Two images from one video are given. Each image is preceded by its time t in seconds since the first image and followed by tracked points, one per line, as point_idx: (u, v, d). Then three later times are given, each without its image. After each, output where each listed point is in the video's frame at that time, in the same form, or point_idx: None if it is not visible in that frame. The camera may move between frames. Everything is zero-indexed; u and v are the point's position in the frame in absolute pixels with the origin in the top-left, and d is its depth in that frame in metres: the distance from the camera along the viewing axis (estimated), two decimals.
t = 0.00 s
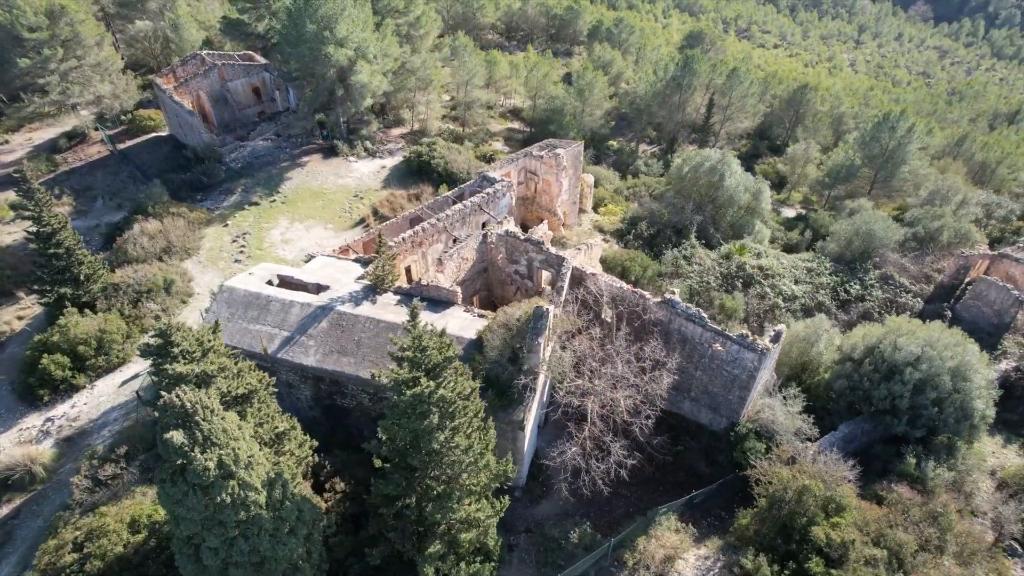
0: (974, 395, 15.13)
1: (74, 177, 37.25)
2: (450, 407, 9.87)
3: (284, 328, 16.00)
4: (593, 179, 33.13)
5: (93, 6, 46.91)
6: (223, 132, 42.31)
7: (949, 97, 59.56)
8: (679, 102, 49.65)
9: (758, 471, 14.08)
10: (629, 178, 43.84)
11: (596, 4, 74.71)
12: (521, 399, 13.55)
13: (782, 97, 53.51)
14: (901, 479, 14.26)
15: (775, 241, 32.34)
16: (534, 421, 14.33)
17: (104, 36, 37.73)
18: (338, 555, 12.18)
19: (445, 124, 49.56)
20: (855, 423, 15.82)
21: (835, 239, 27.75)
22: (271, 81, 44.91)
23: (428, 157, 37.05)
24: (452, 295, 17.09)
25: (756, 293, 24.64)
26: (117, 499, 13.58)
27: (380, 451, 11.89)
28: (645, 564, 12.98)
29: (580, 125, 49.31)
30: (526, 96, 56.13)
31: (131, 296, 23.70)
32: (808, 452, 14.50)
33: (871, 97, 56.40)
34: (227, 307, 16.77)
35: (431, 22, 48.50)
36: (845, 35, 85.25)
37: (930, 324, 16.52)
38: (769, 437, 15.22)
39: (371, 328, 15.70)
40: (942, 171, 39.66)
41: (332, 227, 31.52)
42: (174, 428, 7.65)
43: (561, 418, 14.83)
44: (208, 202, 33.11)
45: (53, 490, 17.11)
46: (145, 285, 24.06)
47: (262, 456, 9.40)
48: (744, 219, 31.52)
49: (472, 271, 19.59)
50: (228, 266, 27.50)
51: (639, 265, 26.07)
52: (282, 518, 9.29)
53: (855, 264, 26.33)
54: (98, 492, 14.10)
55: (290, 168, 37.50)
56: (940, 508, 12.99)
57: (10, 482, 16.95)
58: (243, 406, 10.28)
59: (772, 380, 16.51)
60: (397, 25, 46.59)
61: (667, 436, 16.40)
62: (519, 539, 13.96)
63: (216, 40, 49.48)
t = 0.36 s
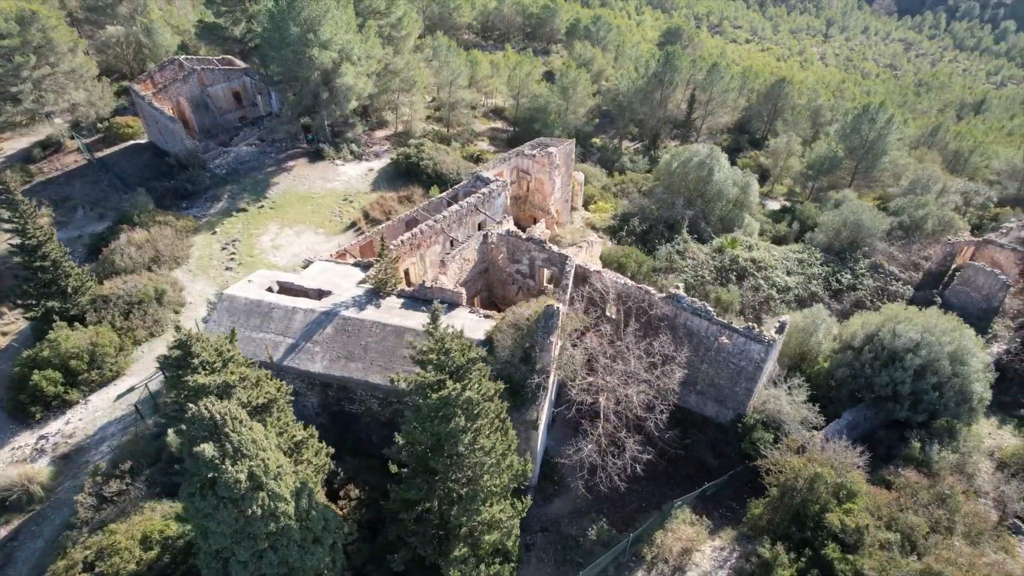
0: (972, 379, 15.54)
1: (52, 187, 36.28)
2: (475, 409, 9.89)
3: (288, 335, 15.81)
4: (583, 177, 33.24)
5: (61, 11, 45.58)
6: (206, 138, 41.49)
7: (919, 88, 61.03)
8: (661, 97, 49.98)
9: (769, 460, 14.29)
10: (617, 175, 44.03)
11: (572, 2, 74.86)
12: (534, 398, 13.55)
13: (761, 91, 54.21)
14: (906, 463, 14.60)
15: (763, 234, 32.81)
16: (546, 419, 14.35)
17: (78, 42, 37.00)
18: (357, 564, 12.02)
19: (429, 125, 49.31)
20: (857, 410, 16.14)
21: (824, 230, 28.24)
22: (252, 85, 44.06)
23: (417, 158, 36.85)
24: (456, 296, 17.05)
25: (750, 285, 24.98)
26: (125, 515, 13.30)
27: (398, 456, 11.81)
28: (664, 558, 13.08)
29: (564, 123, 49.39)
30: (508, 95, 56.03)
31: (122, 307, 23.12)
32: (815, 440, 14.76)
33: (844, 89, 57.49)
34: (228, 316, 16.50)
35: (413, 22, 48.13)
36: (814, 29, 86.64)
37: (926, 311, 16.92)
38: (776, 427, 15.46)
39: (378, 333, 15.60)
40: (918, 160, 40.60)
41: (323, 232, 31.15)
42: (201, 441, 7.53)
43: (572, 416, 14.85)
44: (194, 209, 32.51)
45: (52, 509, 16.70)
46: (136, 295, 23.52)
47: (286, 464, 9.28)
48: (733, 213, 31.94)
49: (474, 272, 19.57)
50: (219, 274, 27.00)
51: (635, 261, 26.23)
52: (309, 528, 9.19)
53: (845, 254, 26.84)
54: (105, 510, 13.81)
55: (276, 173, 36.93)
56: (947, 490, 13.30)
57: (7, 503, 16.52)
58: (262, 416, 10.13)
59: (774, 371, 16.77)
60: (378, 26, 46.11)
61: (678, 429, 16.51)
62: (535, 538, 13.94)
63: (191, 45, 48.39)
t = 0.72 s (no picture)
0: (969, 362, 15.95)
1: (28, 198, 35.25)
2: (500, 410, 9.89)
3: (294, 343, 15.59)
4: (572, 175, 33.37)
5: (28, 17, 44.17)
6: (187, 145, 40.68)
7: (888, 80, 62.47)
8: (643, 94, 50.26)
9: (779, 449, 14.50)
10: (604, 172, 44.19)
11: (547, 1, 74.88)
12: (547, 397, 13.58)
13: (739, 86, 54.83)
14: (911, 448, 14.95)
15: (751, 227, 33.24)
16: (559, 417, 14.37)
17: (50, 49, 36.08)
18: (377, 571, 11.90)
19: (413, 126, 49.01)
20: (860, 396, 16.47)
21: (812, 222, 28.72)
22: (232, 90, 43.26)
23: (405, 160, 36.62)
24: (460, 297, 16.99)
25: (743, 278, 25.30)
26: (135, 533, 13.01)
27: (416, 460, 11.74)
28: (682, 551, 13.20)
29: (548, 122, 49.42)
30: (490, 95, 55.87)
31: (112, 319, 22.55)
32: (822, 428, 15.03)
33: (818, 82, 58.52)
34: (230, 325, 16.21)
35: (394, 23, 47.75)
36: (783, 24, 87.95)
37: (922, 298, 17.32)
38: (783, 417, 15.68)
39: (385, 337, 15.49)
40: (896, 150, 41.51)
41: (314, 236, 30.80)
42: (234, 453, 7.42)
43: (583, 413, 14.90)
44: (180, 217, 31.90)
45: (53, 529, 16.29)
46: (126, 307, 22.99)
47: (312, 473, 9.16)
48: (723, 206, 32.29)
49: (475, 272, 19.52)
50: (211, 283, 26.53)
51: (630, 257, 26.41)
52: (338, 536, 9.09)
53: (835, 245, 27.33)
54: (114, 528, 13.50)
55: (263, 178, 36.37)
56: (952, 472, 13.65)
57: (6, 525, 16.10)
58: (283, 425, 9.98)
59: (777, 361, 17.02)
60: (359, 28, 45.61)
61: (688, 422, 16.63)
62: (552, 536, 13.96)
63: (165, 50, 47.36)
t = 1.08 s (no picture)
0: (965, 346, 16.38)
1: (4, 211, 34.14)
2: (524, 410, 9.91)
3: (300, 350, 15.40)
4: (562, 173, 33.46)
5: None
6: (168, 152, 39.86)
7: (858, 73, 63.88)
8: (625, 91, 50.53)
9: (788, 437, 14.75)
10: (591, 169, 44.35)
11: None
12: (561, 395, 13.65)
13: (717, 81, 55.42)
14: (914, 432, 15.29)
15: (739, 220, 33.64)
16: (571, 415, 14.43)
17: (22, 56, 35.05)
18: None
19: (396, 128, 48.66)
20: (861, 384, 16.81)
21: (800, 213, 29.19)
22: (212, 96, 42.53)
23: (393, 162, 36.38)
24: (465, 299, 16.96)
25: (737, 271, 25.60)
26: (147, 549, 12.73)
27: (435, 463, 11.67)
28: (698, 543, 13.33)
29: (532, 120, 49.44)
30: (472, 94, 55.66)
31: (103, 333, 21.99)
32: (828, 416, 15.30)
33: (792, 76, 59.49)
34: (233, 334, 15.94)
35: (375, 24, 47.37)
36: (753, 19, 89.09)
37: (917, 285, 17.72)
38: (789, 407, 15.93)
39: (393, 341, 15.39)
40: (873, 140, 42.40)
41: (305, 242, 30.44)
42: (268, 463, 7.37)
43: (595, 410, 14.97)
44: (166, 226, 31.28)
45: (54, 549, 15.87)
46: (117, 318, 22.46)
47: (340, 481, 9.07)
48: (712, 201, 32.63)
49: (477, 273, 19.48)
50: (203, 292, 26.09)
51: (624, 253, 26.57)
52: (368, 543, 9.01)
53: (824, 235, 27.84)
54: (123, 546, 13.20)
55: (249, 183, 35.81)
56: (956, 453, 14.00)
57: (5, 548, 15.65)
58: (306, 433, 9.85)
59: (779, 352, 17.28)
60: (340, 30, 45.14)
61: (698, 415, 16.74)
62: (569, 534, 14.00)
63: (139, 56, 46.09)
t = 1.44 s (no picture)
0: (961, 331, 16.80)
1: None
2: (550, 408, 9.98)
3: (307, 357, 15.24)
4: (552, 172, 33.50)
5: None
6: (150, 160, 38.99)
7: (830, 67, 65.13)
8: (607, 88, 50.81)
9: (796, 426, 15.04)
10: (578, 168, 44.55)
11: None
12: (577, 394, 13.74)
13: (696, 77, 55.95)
14: (918, 416, 15.65)
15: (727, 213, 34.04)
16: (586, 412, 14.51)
17: None
18: None
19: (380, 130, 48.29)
20: (862, 371, 17.16)
21: (789, 206, 29.64)
22: (192, 101, 41.72)
23: (382, 165, 36.08)
24: (470, 300, 16.89)
25: (731, 264, 25.91)
26: (161, 567, 12.50)
27: (454, 466, 11.62)
28: (715, 534, 13.49)
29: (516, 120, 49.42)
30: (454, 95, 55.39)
31: (94, 347, 21.41)
32: (833, 404, 15.60)
33: (767, 70, 60.37)
34: (237, 343, 15.67)
35: (355, 26, 46.89)
36: (723, 14, 90.04)
37: (911, 273, 18.13)
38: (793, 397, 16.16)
39: (401, 345, 15.29)
40: (852, 132, 43.22)
41: (296, 247, 30.08)
42: (308, 474, 7.25)
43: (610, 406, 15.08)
44: (152, 235, 30.65)
45: (58, 570, 15.49)
46: (109, 331, 21.89)
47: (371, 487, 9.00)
48: (700, 195, 32.95)
49: (478, 274, 19.46)
50: (196, 301, 25.67)
51: (619, 250, 26.76)
52: (400, 549, 8.96)
53: (813, 227, 28.33)
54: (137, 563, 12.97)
55: (235, 189, 35.22)
56: (959, 436, 14.37)
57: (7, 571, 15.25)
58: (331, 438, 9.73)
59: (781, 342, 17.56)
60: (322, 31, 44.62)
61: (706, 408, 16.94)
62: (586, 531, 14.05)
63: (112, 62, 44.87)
